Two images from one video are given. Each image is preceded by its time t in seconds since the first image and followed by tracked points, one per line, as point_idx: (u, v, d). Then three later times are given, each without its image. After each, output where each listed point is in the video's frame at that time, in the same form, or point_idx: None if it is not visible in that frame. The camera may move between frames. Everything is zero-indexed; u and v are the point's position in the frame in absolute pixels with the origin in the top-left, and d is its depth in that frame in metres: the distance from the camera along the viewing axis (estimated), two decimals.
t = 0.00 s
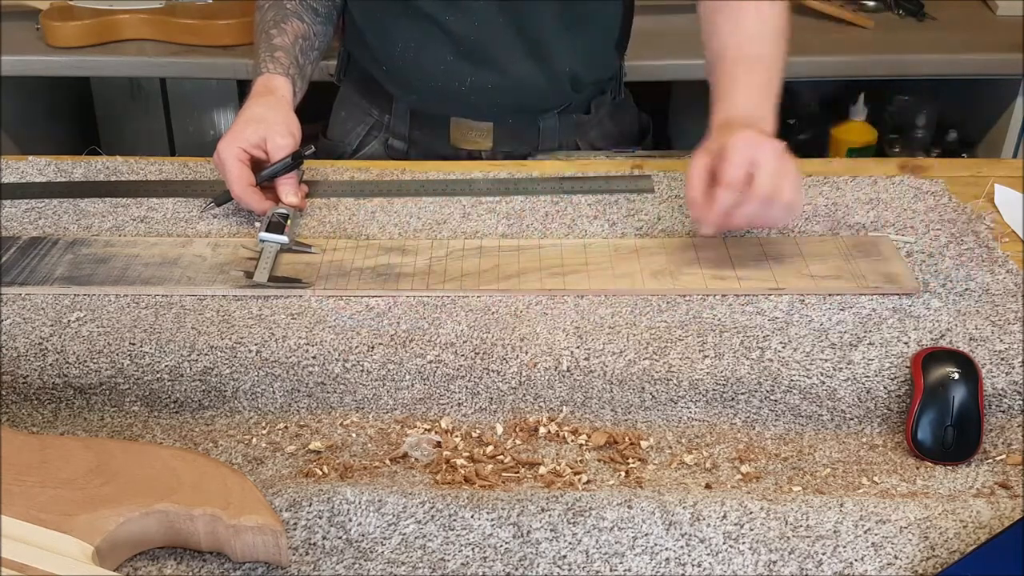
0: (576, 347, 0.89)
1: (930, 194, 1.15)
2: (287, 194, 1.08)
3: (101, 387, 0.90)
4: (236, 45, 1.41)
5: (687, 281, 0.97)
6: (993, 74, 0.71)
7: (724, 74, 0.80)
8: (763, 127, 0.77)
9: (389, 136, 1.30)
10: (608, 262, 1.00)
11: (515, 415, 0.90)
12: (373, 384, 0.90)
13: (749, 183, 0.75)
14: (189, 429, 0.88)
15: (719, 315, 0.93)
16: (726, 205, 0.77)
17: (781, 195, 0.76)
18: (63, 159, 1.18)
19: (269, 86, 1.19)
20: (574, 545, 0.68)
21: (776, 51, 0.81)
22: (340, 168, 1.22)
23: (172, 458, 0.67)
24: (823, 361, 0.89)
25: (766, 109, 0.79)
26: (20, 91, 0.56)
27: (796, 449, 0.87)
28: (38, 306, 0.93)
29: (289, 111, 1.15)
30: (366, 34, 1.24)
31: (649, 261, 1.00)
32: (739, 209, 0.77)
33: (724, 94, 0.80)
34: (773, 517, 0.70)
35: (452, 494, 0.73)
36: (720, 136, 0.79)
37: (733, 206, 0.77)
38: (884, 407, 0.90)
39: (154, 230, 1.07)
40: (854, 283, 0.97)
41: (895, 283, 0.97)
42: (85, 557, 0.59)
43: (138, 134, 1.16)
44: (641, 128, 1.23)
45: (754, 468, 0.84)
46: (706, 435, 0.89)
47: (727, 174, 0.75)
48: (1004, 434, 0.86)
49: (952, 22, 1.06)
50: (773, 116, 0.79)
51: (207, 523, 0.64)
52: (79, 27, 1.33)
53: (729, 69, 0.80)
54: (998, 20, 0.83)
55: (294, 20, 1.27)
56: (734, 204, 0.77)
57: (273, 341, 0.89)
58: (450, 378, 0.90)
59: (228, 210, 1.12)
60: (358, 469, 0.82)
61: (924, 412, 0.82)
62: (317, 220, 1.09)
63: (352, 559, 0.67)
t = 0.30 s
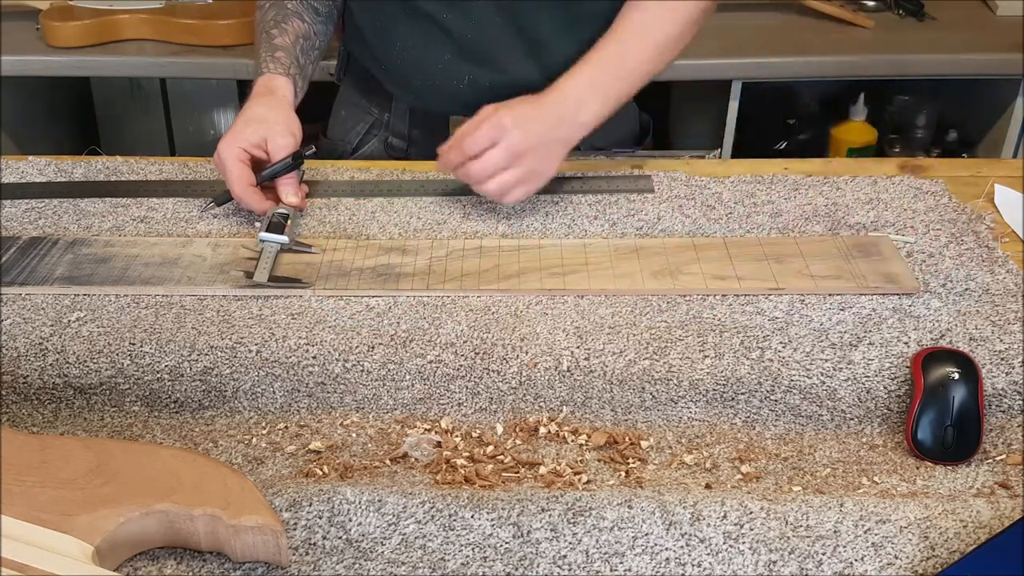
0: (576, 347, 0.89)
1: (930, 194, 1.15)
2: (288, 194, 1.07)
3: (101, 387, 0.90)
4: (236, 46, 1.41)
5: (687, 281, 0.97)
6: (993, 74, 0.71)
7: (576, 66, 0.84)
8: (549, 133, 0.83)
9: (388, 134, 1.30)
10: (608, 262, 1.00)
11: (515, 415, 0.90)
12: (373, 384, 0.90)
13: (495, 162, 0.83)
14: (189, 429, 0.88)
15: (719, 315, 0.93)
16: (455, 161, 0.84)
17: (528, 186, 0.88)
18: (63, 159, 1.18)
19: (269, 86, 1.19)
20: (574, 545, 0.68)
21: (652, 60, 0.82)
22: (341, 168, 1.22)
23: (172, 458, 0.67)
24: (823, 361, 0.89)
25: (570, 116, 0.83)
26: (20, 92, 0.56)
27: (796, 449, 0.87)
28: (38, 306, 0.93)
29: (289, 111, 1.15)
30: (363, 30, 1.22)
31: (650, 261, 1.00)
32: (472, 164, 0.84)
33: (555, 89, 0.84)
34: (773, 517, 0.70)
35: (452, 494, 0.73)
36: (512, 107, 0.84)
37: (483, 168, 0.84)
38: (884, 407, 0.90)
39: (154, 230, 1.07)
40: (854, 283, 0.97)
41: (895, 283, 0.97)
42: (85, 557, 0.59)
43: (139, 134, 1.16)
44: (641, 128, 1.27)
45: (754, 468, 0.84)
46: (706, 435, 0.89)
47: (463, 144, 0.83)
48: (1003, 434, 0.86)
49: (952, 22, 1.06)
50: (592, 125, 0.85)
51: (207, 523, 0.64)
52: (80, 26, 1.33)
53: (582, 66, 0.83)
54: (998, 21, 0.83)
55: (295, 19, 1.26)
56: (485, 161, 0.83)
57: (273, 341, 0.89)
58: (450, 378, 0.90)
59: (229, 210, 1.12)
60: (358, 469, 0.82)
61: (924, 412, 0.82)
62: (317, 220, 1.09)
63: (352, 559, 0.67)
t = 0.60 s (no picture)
0: (576, 347, 0.89)
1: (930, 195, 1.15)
2: (287, 195, 1.08)
3: (101, 387, 0.90)
4: (236, 46, 1.41)
5: (687, 281, 0.97)
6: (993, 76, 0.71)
7: None
8: None
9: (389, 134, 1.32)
10: (608, 262, 1.00)
11: (515, 415, 0.90)
12: (373, 384, 0.90)
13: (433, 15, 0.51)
14: (189, 429, 0.88)
15: (719, 315, 0.94)
16: None
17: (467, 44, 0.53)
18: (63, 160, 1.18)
19: (269, 86, 1.19)
20: (574, 545, 0.68)
21: None
22: (341, 168, 1.22)
23: (172, 458, 0.67)
24: (823, 361, 0.88)
25: None
26: (20, 92, 0.56)
27: (796, 449, 0.87)
28: (38, 306, 0.93)
29: (288, 111, 1.15)
30: (363, 29, 1.22)
31: (650, 260, 1.00)
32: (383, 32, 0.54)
33: None
34: (773, 517, 0.70)
35: (452, 494, 0.73)
36: None
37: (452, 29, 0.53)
38: (884, 407, 0.90)
39: (154, 230, 1.07)
40: (854, 283, 0.97)
41: (895, 283, 0.97)
42: (85, 557, 0.59)
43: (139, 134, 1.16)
44: (641, 127, 1.29)
45: (754, 468, 0.84)
46: (706, 435, 0.89)
47: None
48: (1004, 434, 0.86)
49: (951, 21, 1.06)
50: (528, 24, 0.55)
51: (207, 523, 0.64)
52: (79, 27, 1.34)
53: None
54: (998, 22, 0.83)
55: (294, 19, 1.26)
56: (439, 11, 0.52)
57: (273, 340, 0.90)
58: (450, 378, 0.90)
59: (229, 211, 1.12)
60: (358, 469, 0.82)
61: (924, 412, 0.82)
62: (317, 220, 1.09)
63: (352, 559, 0.67)
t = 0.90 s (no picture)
0: (576, 347, 0.89)
1: (930, 195, 1.15)
2: (287, 194, 1.08)
3: (101, 387, 0.89)
4: (236, 46, 1.42)
5: (687, 281, 0.97)
6: (990, 76, 0.71)
7: None
8: None
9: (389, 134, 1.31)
10: (608, 262, 1.00)
11: (515, 415, 0.90)
12: (373, 384, 0.90)
13: None
14: (189, 429, 0.88)
15: (719, 315, 0.94)
16: None
17: None
18: (63, 159, 1.18)
19: (269, 86, 1.19)
20: (574, 545, 0.68)
21: None
22: (341, 168, 1.22)
23: (172, 458, 0.67)
24: (823, 361, 0.88)
25: None
26: (20, 92, 0.56)
27: (796, 449, 0.87)
28: (39, 306, 0.93)
29: (288, 111, 1.15)
30: (363, 29, 1.22)
31: (650, 260, 1.00)
32: None
33: None
34: (773, 517, 0.70)
35: (452, 494, 0.73)
36: None
37: None
38: (884, 407, 0.90)
39: (154, 230, 1.07)
40: (854, 283, 0.97)
41: (895, 283, 0.97)
42: (86, 557, 0.59)
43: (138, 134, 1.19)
44: (641, 128, 1.30)
45: (754, 468, 0.84)
46: (706, 435, 0.89)
47: None
48: (1004, 434, 0.86)
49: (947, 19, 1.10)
50: None
51: (207, 523, 0.64)
52: (79, 27, 1.34)
53: None
54: (997, 23, 0.83)
55: (294, 19, 1.26)
56: None
57: (273, 341, 0.90)
58: (450, 378, 0.90)
59: (229, 210, 1.12)
60: (358, 469, 0.82)
61: (924, 412, 0.82)
62: (317, 220, 1.09)
63: (352, 559, 0.67)
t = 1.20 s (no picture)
0: (576, 347, 0.89)
1: (930, 194, 1.15)
2: (287, 194, 1.08)
3: (101, 387, 0.89)
4: (236, 46, 1.41)
5: (687, 281, 0.97)
6: (991, 75, 0.71)
7: None
8: None
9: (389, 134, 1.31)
10: (609, 262, 1.00)
11: (515, 415, 0.90)
12: (373, 384, 0.90)
13: None
14: (189, 429, 0.88)
15: (719, 315, 0.94)
16: None
17: None
18: (63, 159, 1.18)
19: (269, 85, 1.19)
20: (574, 545, 0.68)
21: None
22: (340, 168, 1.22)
23: (172, 458, 0.67)
24: (823, 361, 0.88)
25: None
26: (20, 92, 0.56)
27: (796, 449, 0.87)
28: (39, 306, 0.93)
29: (289, 111, 1.15)
30: (363, 29, 1.22)
31: (650, 260, 1.00)
32: None
33: None
34: (773, 517, 0.70)
35: (452, 494, 0.73)
36: None
37: None
38: (884, 407, 0.90)
39: (154, 230, 1.07)
40: (854, 283, 0.97)
41: (895, 283, 0.97)
42: (85, 557, 0.59)
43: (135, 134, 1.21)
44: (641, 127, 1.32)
45: (754, 468, 0.84)
46: (706, 435, 0.89)
47: None
48: (1003, 434, 0.86)
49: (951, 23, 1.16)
50: None
51: (207, 523, 0.64)
52: (80, 27, 1.35)
53: None
54: (1002, 23, 0.82)
55: (294, 19, 1.26)
56: None
57: (273, 341, 0.90)
58: (450, 378, 0.90)
59: (229, 210, 1.12)
60: (358, 469, 0.82)
61: (924, 412, 0.82)
62: (317, 220, 1.09)
63: (352, 559, 0.67)
